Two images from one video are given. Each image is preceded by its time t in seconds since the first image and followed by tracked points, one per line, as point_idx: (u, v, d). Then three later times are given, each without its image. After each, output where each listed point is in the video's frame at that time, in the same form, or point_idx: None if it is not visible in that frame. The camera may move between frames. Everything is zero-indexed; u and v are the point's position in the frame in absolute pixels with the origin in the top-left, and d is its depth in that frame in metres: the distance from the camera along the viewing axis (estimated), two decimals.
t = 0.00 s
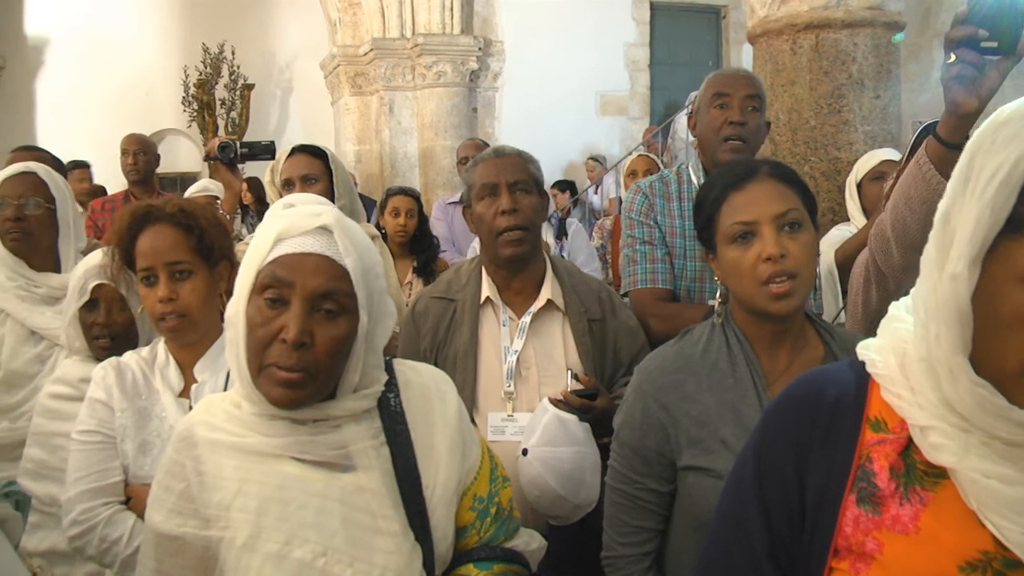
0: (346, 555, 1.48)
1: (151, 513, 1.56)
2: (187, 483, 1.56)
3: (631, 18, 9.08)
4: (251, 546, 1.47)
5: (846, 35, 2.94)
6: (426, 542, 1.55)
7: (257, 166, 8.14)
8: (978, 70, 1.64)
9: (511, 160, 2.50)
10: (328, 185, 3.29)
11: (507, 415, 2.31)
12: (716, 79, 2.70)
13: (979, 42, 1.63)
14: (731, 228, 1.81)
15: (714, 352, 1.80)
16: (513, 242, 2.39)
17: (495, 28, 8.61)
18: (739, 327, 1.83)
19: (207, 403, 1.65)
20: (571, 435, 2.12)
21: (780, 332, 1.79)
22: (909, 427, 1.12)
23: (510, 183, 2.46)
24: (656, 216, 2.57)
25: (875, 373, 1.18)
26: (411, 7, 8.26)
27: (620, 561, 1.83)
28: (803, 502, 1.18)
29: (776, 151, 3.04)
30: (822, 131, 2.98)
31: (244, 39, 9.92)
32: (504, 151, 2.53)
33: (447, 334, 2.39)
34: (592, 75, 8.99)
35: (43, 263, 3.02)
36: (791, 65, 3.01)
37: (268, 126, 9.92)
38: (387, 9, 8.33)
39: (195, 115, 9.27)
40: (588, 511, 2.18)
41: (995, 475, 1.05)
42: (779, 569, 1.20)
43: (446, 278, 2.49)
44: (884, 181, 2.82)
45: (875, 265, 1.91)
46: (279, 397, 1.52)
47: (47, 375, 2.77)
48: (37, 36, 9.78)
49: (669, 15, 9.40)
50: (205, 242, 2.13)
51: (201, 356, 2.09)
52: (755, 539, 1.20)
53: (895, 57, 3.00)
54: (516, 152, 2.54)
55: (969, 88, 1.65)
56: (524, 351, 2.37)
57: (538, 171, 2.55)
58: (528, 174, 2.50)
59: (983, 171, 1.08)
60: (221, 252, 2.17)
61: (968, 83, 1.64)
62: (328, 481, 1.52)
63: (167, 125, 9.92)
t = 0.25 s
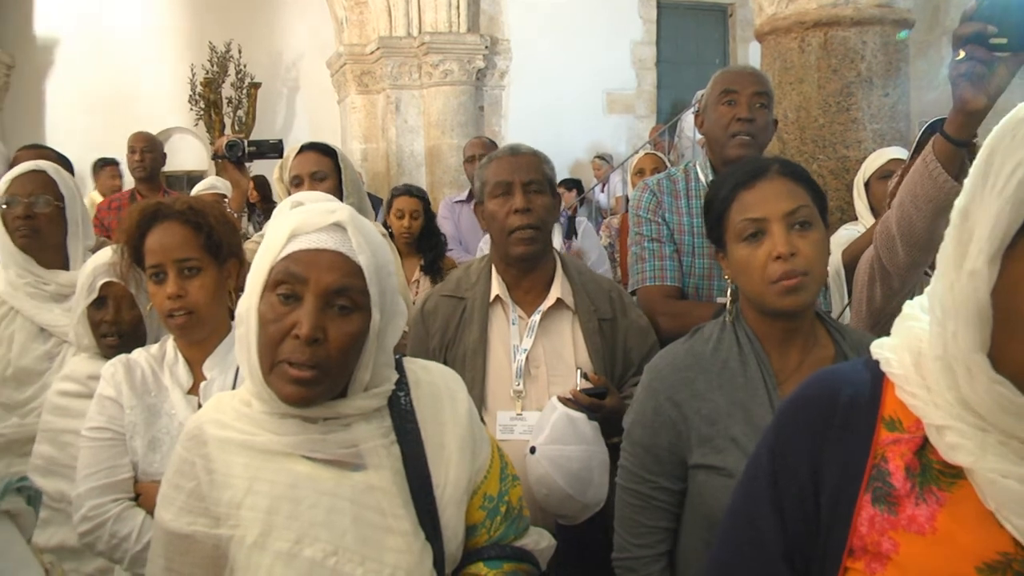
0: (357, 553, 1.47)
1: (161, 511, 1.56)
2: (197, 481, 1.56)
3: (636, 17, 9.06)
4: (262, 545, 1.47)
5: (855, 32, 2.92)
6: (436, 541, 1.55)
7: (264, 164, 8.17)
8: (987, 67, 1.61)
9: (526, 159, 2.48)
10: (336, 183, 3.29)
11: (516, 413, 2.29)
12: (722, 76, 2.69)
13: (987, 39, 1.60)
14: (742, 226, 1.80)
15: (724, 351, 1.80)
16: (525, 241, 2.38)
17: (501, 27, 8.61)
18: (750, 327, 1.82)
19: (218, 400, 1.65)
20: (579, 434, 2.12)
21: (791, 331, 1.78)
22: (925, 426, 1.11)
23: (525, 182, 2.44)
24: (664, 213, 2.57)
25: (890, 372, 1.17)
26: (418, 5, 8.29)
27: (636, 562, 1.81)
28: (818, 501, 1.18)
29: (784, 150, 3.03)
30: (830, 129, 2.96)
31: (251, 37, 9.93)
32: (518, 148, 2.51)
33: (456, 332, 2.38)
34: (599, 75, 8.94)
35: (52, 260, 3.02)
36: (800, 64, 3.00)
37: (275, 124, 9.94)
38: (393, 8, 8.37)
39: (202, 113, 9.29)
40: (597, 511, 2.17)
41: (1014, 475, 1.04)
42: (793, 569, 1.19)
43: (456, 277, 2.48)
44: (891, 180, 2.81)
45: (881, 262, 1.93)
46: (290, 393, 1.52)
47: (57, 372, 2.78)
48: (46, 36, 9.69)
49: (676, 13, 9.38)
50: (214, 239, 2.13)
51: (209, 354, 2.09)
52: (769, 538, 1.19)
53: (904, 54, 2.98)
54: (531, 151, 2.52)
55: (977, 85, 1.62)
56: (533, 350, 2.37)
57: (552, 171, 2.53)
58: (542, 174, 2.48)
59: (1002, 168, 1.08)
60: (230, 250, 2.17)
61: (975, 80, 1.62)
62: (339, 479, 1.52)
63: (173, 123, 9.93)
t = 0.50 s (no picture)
0: (371, 552, 1.47)
1: (175, 509, 1.56)
2: (211, 480, 1.55)
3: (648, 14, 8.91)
4: (276, 543, 1.47)
5: (869, 28, 2.89)
6: (451, 540, 1.54)
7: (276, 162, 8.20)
8: (1006, 70, 1.59)
9: (551, 159, 2.47)
10: (351, 179, 3.28)
11: (531, 411, 2.29)
12: (736, 71, 2.67)
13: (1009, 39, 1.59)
14: (756, 223, 1.78)
15: (740, 348, 1.78)
16: (542, 237, 2.36)
17: (513, 24, 8.59)
18: (764, 325, 1.80)
19: (231, 399, 1.64)
20: (594, 431, 2.10)
21: (805, 329, 1.76)
22: (949, 425, 1.10)
23: (546, 179, 2.42)
24: (678, 210, 2.55)
25: (911, 370, 1.15)
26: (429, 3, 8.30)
27: (658, 564, 1.78)
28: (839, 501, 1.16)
29: (798, 147, 3.00)
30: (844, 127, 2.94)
31: (263, 35, 9.95)
32: (543, 146, 2.49)
33: (470, 329, 2.37)
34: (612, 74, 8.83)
35: (67, 255, 3.03)
36: (814, 60, 2.97)
37: (286, 122, 9.96)
38: (405, 6, 8.40)
39: (214, 111, 9.31)
40: (613, 509, 2.16)
41: None
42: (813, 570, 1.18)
43: (470, 273, 2.47)
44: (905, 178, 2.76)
45: (893, 262, 1.90)
46: (305, 391, 1.51)
47: (71, 368, 2.78)
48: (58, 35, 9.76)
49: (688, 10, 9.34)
50: (226, 236, 2.13)
51: (223, 351, 2.09)
52: (790, 540, 1.17)
53: (920, 51, 2.95)
54: (555, 150, 2.51)
55: (997, 87, 1.60)
56: (548, 347, 2.36)
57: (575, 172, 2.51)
58: (566, 175, 2.46)
59: None
60: (243, 246, 2.17)
61: (995, 81, 1.60)
62: (353, 478, 1.51)
63: (185, 121, 9.95)
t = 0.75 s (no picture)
0: (388, 550, 1.47)
1: (192, 507, 1.57)
2: (227, 478, 1.55)
3: (664, 11, 8.87)
4: (293, 541, 1.47)
5: (888, 26, 2.86)
6: (466, 539, 1.54)
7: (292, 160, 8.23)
8: None
9: (579, 158, 2.45)
10: (369, 176, 3.29)
11: (549, 409, 2.29)
12: (751, 69, 2.66)
13: None
14: (778, 222, 1.77)
15: (761, 346, 1.77)
16: (561, 238, 2.35)
17: (528, 22, 8.57)
18: (785, 324, 1.79)
19: (248, 396, 1.64)
20: (613, 431, 2.10)
21: (826, 329, 1.75)
22: (975, 426, 1.10)
23: (571, 179, 2.40)
24: (693, 208, 2.55)
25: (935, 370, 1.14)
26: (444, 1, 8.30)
27: (677, 564, 1.78)
28: (864, 502, 1.17)
29: (815, 145, 2.98)
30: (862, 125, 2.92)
31: (279, 33, 9.99)
32: (571, 144, 2.47)
33: (488, 327, 2.37)
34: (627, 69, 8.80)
35: (85, 251, 3.04)
36: (832, 58, 2.94)
37: (302, 120, 9.99)
38: (420, 4, 8.41)
39: (229, 109, 9.35)
40: (631, 508, 2.16)
41: None
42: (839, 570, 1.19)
43: (488, 271, 2.46)
44: (925, 176, 2.76)
45: (921, 263, 1.87)
46: (321, 387, 1.51)
47: (90, 365, 2.80)
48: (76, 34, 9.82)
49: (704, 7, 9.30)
50: (245, 232, 2.13)
51: (241, 348, 2.10)
52: (814, 539, 1.19)
53: (939, 49, 2.93)
54: (584, 150, 2.48)
55: None
56: (566, 345, 2.36)
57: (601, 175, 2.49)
58: (593, 177, 2.45)
59: None
60: (262, 244, 2.17)
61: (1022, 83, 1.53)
62: (369, 476, 1.51)
63: (201, 119, 9.99)
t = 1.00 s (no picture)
0: (401, 547, 1.47)
1: (204, 503, 1.57)
2: (240, 474, 1.55)
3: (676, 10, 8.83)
4: (305, 537, 1.47)
5: (903, 24, 2.84)
6: (479, 536, 1.54)
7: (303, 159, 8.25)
8: None
9: (601, 157, 2.42)
10: (382, 174, 3.30)
11: (562, 408, 2.28)
12: (761, 66, 2.64)
13: None
14: (795, 220, 1.76)
15: (777, 345, 1.76)
16: (575, 235, 2.33)
17: (540, 21, 8.56)
18: (802, 322, 1.78)
19: (261, 393, 1.64)
20: (627, 432, 2.09)
21: (842, 327, 1.74)
22: (995, 428, 1.11)
23: (590, 177, 2.37)
24: (703, 207, 2.56)
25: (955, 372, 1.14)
26: None
27: (690, 564, 1.76)
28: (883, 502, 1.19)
29: (828, 144, 2.96)
30: (875, 124, 2.90)
31: (290, 32, 10.01)
32: (594, 143, 2.44)
33: (501, 325, 2.36)
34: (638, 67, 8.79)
35: (100, 249, 3.05)
36: (846, 56, 2.93)
37: (313, 119, 10.02)
38: (432, 3, 8.42)
39: (241, 108, 9.37)
40: (643, 509, 2.16)
41: None
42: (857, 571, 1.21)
43: (502, 269, 2.46)
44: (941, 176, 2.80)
45: (949, 260, 1.84)
46: (334, 384, 1.52)
47: (103, 362, 2.81)
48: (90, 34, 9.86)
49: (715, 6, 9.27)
50: (259, 230, 2.14)
51: (255, 345, 2.10)
52: (833, 540, 1.21)
53: (954, 46, 2.90)
54: (606, 149, 2.45)
55: None
56: (579, 344, 2.35)
57: (620, 175, 2.46)
58: (612, 176, 2.42)
59: None
60: (276, 241, 2.17)
61: None
62: (381, 473, 1.51)
63: (213, 118, 10.02)
